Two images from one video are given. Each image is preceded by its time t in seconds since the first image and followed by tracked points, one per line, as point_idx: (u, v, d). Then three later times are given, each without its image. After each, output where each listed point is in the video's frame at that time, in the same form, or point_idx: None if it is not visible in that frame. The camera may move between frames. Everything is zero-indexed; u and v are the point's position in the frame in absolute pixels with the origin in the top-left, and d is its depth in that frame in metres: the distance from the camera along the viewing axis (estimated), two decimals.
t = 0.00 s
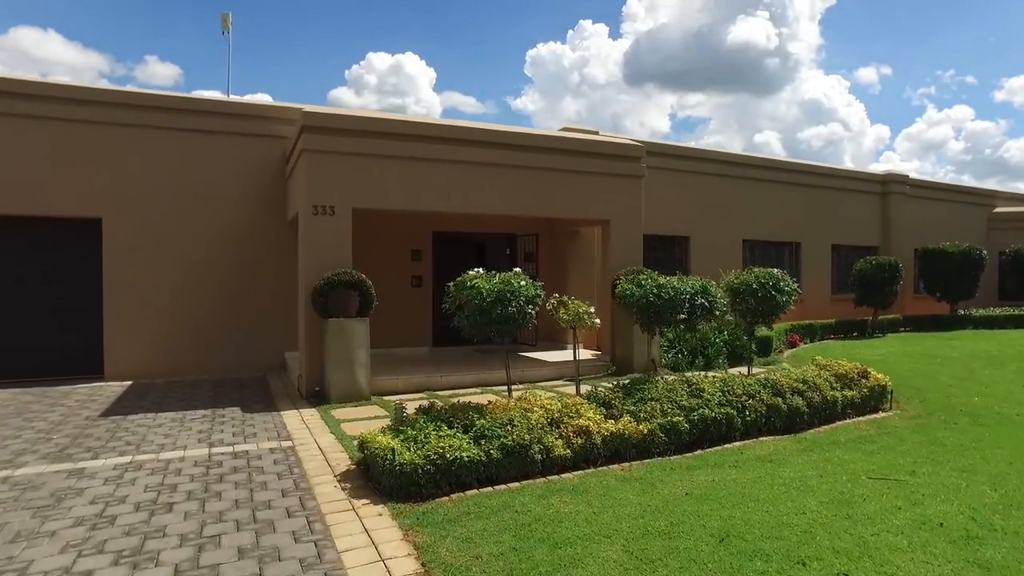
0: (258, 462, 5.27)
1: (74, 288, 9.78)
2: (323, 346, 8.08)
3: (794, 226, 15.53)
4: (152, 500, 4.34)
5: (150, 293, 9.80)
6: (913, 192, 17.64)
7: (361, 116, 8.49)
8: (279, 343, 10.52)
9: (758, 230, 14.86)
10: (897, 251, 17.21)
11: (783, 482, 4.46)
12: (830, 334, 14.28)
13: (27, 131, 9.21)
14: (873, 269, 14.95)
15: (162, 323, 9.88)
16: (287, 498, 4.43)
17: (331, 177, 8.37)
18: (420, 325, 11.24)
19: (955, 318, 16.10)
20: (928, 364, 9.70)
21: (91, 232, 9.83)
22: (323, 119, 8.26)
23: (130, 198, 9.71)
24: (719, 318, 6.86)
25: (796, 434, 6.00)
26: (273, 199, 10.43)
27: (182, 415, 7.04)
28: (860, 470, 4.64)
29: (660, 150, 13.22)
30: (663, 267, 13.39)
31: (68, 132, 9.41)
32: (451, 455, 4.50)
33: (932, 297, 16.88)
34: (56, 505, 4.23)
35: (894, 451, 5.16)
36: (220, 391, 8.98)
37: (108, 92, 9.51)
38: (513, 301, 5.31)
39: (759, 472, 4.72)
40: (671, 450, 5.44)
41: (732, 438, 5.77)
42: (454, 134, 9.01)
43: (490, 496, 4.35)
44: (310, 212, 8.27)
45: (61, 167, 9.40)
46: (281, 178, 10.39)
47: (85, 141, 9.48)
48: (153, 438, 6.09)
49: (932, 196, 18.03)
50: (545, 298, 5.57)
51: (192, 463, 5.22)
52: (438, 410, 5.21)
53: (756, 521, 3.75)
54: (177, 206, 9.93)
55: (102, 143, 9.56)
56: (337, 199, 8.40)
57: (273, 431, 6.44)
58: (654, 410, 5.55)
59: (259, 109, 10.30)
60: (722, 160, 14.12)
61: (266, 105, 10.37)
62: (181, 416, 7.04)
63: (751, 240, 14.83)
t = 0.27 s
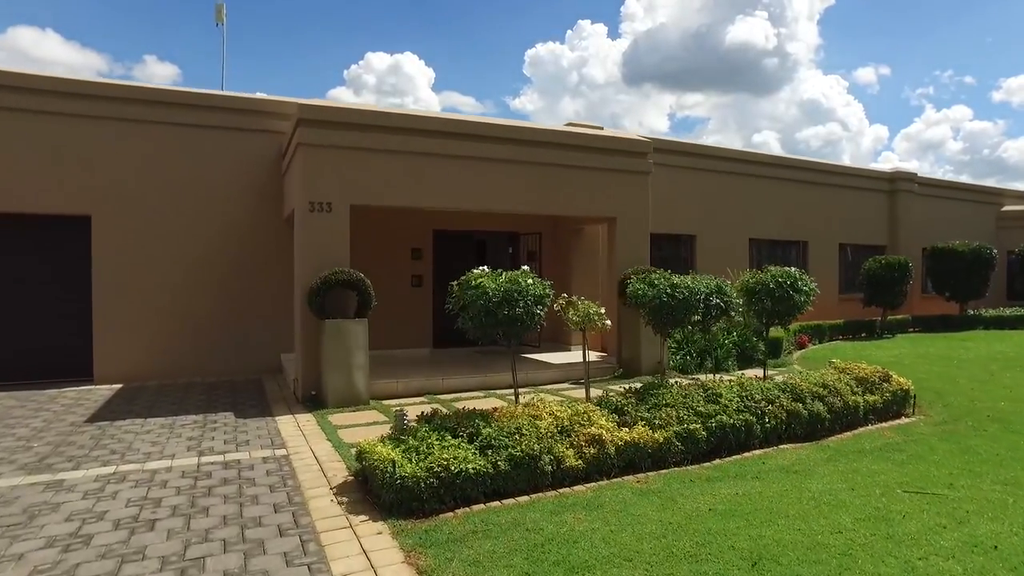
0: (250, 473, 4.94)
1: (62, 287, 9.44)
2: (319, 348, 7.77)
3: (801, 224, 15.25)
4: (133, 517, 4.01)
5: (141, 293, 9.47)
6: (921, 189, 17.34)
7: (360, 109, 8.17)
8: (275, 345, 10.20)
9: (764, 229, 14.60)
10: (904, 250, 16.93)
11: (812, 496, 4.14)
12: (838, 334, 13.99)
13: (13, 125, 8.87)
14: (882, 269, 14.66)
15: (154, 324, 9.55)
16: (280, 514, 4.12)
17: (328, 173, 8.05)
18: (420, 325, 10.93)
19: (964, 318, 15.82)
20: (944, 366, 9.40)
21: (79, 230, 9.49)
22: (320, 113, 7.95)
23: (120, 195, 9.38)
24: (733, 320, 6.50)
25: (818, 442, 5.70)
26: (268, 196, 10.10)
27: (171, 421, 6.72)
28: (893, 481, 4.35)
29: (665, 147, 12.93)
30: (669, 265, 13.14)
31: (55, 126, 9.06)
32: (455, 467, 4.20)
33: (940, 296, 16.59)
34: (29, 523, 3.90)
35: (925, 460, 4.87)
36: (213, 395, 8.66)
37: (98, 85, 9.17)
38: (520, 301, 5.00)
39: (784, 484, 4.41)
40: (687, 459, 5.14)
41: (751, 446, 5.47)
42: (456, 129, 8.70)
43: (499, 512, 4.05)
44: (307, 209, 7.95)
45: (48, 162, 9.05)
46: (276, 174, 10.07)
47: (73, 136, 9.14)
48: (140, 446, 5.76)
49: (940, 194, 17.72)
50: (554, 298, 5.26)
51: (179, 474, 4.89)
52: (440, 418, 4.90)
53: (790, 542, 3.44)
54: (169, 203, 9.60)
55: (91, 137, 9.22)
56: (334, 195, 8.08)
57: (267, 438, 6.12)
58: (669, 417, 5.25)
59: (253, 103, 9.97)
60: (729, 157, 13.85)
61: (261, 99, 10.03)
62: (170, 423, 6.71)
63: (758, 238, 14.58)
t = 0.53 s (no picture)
0: (240, 486, 4.62)
1: (50, 288, 9.12)
2: (316, 350, 7.46)
3: (808, 223, 14.99)
4: (111, 535, 3.69)
5: (132, 293, 9.15)
6: (929, 188, 17.04)
7: (357, 102, 7.86)
8: (271, 346, 9.89)
9: (770, 228, 14.34)
10: (912, 250, 16.66)
11: (845, 511, 3.83)
12: (848, 335, 13.69)
13: None
14: (891, 269, 14.36)
15: (145, 325, 9.24)
16: (271, 531, 3.80)
17: (324, 168, 7.74)
18: (421, 327, 10.63)
19: (975, 319, 15.52)
20: (963, 369, 9.09)
21: (68, 228, 9.17)
22: (317, 106, 7.65)
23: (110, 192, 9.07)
24: (751, 322, 6.30)
25: (841, 450, 5.40)
26: (263, 193, 9.79)
27: (160, 427, 6.40)
28: (929, 493, 4.06)
29: (670, 145, 12.66)
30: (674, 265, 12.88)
31: (41, 120, 8.74)
32: (460, 481, 3.90)
33: (950, 297, 16.29)
34: None
35: (959, 470, 4.58)
36: (206, 399, 8.34)
37: (87, 77, 8.87)
38: (527, 302, 4.65)
39: (813, 497, 4.10)
40: (705, 470, 4.85)
41: (772, 456, 5.18)
42: (456, 124, 8.41)
43: (507, 530, 3.74)
44: (302, 206, 7.64)
45: (35, 158, 8.74)
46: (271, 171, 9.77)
47: (61, 130, 8.82)
48: (125, 454, 5.44)
49: (949, 193, 17.42)
50: (564, 298, 4.90)
51: (164, 485, 4.57)
52: (444, 427, 4.60)
53: (830, 567, 3.12)
54: (160, 200, 9.29)
55: (79, 132, 8.91)
56: (331, 192, 7.78)
57: (260, 446, 5.81)
58: (685, 425, 4.96)
59: (248, 97, 9.66)
60: (734, 155, 13.59)
61: (256, 93, 9.73)
62: (159, 429, 6.40)
63: (765, 237, 14.34)
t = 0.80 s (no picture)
0: (229, 499, 4.30)
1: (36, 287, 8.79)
2: (313, 352, 7.15)
3: (816, 222, 14.71)
4: (85, 556, 3.37)
5: (122, 293, 8.83)
6: (937, 186, 16.75)
7: (355, 94, 7.55)
8: (266, 347, 9.57)
9: (777, 226, 14.06)
10: (920, 249, 16.39)
11: (885, 528, 3.52)
12: (857, 336, 13.41)
13: None
14: (900, 268, 14.09)
15: (135, 325, 8.91)
16: (261, 552, 3.48)
17: (321, 162, 7.42)
18: (421, 327, 10.32)
19: (985, 319, 15.25)
20: (982, 371, 8.80)
21: (55, 225, 8.84)
22: (313, 97, 7.33)
23: (98, 187, 8.73)
24: (769, 322, 6.00)
25: (869, 458, 5.09)
26: (258, 189, 9.48)
27: (148, 434, 6.08)
28: (973, 508, 3.76)
29: (676, 140, 12.36)
30: (680, 264, 12.61)
31: (27, 113, 8.40)
32: (466, 495, 3.59)
33: (959, 296, 16.02)
34: None
35: (1001, 482, 4.27)
36: (198, 402, 8.02)
37: (74, 69, 8.54)
38: (537, 302, 4.34)
39: (848, 512, 3.79)
40: (726, 481, 4.55)
41: (796, 464, 4.88)
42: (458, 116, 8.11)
43: (518, 550, 3.44)
44: (298, 202, 7.32)
45: (20, 152, 8.40)
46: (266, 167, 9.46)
47: (48, 124, 8.49)
48: (109, 463, 5.12)
49: (957, 190, 17.14)
50: (575, 297, 4.59)
51: (147, 499, 4.25)
52: (448, 436, 4.29)
53: None
54: (151, 196, 8.96)
55: (67, 126, 8.58)
56: (328, 187, 7.46)
57: (253, 454, 5.50)
58: (705, 433, 4.66)
59: (242, 90, 9.34)
60: (741, 152, 13.32)
61: (251, 86, 9.41)
62: (147, 435, 6.08)
63: (772, 236, 14.09)
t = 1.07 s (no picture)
0: (218, 513, 4.00)
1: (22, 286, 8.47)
2: (309, 354, 6.84)
3: (823, 220, 14.44)
4: None
5: (111, 292, 8.51)
6: (945, 184, 16.47)
7: (353, 86, 7.25)
8: (262, 349, 9.26)
9: (784, 224, 13.79)
10: (928, 248, 16.13)
11: (932, 548, 3.22)
12: (867, 336, 13.14)
13: None
14: (910, 268, 13.83)
15: (126, 326, 8.60)
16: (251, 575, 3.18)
17: (317, 156, 7.12)
18: (421, 328, 10.02)
19: (995, 319, 14.99)
20: (1001, 374, 8.52)
21: (42, 223, 8.53)
22: (310, 89, 7.03)
23: (87, 183, 8.42)
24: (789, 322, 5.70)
25: (898, 467, 4.80)
26: (252, 185, 9.17)
27: (136, 441, 5.78)
28: None
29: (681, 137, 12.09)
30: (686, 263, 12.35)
31: (12, 105, 8.09)
32: (475, 512, 3.30)
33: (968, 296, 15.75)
34: None
35: None
36: (190, 406, 7.71)
37: (61, 60, 8.21)
38: (549, 301, 4.05)
39: (887, 528, 3.50)
40: (751, 492, 4.26)
41: (823, 474, 4.58)
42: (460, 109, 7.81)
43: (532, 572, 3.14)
44: (294, 197, 7.02)
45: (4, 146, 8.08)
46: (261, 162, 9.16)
47: (34, 117, 8.18)
48: (91, 473, 4.81)
49: (965, 189, 16.86)
50: (588, 296, 4.30)
51: (128, 514, 3.94)
52: (453, 445, 3.99)
53: None
54: (142, 193, 8.65)
55: (54, 119, 8.26)
56: (325, 182, 7.16)
57: (245, 462, 5.19)
58: (726, 441, 4.38)
59: (236, 83, 9.03)
60: (747, 148, 13.07)
61: (245, 79, 9.10)
62: (134, 442, 5.77)
63: (779, 234, 13.83)
